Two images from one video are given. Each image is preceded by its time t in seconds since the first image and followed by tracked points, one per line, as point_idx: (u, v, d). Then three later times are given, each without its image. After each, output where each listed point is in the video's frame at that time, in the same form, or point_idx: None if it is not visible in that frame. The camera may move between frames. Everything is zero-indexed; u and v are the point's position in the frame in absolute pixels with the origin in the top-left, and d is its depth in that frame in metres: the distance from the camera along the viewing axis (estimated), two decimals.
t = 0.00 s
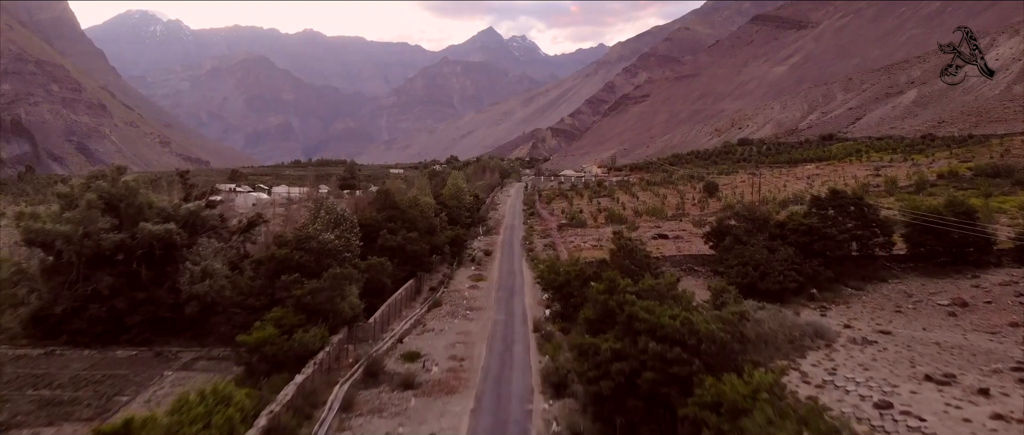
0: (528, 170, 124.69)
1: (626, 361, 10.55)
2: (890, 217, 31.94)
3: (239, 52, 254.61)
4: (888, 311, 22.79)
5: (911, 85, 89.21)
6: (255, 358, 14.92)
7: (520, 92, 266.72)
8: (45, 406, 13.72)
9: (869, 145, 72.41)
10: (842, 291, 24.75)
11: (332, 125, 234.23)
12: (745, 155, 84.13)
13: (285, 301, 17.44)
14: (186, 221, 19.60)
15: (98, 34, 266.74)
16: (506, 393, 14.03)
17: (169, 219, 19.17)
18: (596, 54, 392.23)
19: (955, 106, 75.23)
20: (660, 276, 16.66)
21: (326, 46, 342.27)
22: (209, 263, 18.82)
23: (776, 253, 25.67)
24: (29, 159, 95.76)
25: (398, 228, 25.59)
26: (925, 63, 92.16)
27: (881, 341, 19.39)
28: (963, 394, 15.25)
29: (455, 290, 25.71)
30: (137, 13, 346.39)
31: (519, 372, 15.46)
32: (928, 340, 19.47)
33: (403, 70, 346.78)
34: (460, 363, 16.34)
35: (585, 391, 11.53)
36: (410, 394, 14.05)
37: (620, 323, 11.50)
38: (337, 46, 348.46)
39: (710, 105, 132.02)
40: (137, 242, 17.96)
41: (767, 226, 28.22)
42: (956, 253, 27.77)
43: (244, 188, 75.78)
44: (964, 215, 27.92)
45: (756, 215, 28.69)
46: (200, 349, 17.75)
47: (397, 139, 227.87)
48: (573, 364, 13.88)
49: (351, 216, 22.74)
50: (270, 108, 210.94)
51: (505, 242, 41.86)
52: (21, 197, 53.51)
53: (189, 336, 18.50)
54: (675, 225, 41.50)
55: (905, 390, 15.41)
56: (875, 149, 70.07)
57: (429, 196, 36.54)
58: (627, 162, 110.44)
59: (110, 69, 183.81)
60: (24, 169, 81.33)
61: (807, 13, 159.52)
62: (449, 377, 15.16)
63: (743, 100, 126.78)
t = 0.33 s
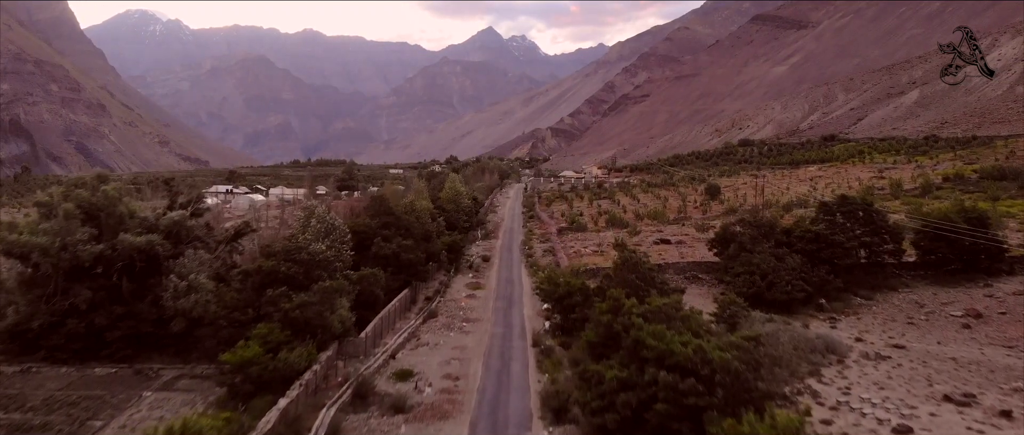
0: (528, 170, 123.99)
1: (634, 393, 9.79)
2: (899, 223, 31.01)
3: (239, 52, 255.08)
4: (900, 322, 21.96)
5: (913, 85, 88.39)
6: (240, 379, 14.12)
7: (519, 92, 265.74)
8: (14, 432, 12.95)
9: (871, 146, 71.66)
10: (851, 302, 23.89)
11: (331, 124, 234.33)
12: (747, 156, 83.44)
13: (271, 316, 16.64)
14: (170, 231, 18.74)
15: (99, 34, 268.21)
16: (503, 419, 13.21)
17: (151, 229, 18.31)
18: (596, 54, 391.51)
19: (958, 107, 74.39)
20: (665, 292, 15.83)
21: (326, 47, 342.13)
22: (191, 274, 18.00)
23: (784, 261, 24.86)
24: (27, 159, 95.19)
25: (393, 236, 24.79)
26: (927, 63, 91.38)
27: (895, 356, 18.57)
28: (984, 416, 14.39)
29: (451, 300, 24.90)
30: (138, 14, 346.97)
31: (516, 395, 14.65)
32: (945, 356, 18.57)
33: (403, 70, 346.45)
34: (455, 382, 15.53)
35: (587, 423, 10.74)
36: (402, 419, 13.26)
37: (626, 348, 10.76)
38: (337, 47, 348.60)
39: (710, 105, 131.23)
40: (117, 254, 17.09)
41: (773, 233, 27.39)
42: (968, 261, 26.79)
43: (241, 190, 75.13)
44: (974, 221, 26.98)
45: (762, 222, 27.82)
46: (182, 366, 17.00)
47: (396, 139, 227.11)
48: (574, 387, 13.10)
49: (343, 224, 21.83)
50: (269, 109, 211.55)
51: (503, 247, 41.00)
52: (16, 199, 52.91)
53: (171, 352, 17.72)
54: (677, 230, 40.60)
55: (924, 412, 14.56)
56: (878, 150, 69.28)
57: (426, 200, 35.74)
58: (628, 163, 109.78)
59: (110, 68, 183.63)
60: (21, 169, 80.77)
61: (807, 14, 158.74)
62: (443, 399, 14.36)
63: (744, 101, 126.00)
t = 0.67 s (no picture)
0: (527, 171, 123.10)
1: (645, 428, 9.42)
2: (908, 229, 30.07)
3: (238, 51, 254.71)
4: (912, 335, 21.12)
5: (915, 85, 87.58)
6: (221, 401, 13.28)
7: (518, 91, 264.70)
8: None
9: (874, 148, 70.84)
10: (861, 313, 23.03)
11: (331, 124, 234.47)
12: (748, 157, 82.66)
13: (256, 332, 15.86)
14: (152, 241, 17.90)
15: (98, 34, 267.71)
16: None
17: (131, 240, 17.49)
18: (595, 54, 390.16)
19: (960, 108, 73.63)
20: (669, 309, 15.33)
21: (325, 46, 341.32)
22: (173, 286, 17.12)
23: (791, 271, 24.08)
24: (23, 159, 94.12)
25: (387, 243, 23.97)
26: (929, 63, 90.53)
27: (910, 373, 17.75)
28: None
29: (448, 310, 24.12)
30: (137, 13, 346.09)
31: (516, 417, 14.00)
32: (962, 371, 17.76)
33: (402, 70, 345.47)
34: (449, 405, 14.74)
35: None
36: None
37: (631, 377, 10.52)
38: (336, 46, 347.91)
39: (711, 105, 130.33)
40: (95, 267, 16.25)
41: (779, 239, 26.51)
42: (981, 269, 25.80)
43: (238, 190, 74.19)
44: (986, 228, 26.07)
45: (769, 229, 26.94)
46: (164, 385, 16.28)
47: (396, 139, 226.31)
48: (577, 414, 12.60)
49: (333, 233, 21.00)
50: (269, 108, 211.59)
51: (502, 251, 40.17)
52: (9, 199, 52.03)
53: (153, 369, 16.93)
54: (679, 234, 39.74)
55: None
56: (881, 151, 68.45)
57: (422, 204, 34.96)
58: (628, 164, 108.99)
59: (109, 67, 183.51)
60: (16, 170, 80.02)
61: (807, 14, 157.89)
62: (438, 422, 13.72)
63: (744, 101, 125.11)
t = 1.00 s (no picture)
0: (527, 171, 122.25)
1: None
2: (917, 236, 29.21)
3: (238, 52, 254.44)
4: (926, 349, 20.32)
5: (917, 86, 86.77)
6: (198, 428, 12.49)
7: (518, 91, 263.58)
8: None
9: (877, 149, 69.95)
10: (872, 325, 22.23)
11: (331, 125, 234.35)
12: (750, 158, 81.96)
13: (239, 351, 15.03)
14: (131, 253, 17.02)
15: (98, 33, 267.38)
16: None
17: (109, 253, 16.65)
18: (595, 54, 389.26)
19: (962, 108, 72.88)
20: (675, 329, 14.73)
21: (325, 46, 340.74)
22: (156, 297, 16.33)
23: (799, 281, 23.28)
24: (20, 159, 93.16)
25: (381, 252, 23.16)
26: (931, 63, 89.64)
27: (926, 391, 16.94)
28: None
29: (443, 321, 23.36)
30: (136, 12, 345.35)
31: None
32: (982, 391, 16.88)
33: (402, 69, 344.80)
34: (443, 429, 13.99)
35: None
36: None
37: (638, 413, 10.08)
38: (336, 47, 347.63)
39: (710, 106, 129.49)
40: (71, 282, 15.33)
41: (787, 247, 25.73)
42: (994, 278, 24.91)
43: (235, 192, 73.26)
44: (999, 235, 25.18)
45: (775, 237, 26.18)
46: (142, 406, 15.64)
47: (396, 139, 225.41)
48: None
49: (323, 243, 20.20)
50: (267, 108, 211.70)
51: (501, 257, 39.36)
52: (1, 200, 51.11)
53: (131, 388, 16.21)
54: (681, 239, 38.91)
55: None
56: (884, 153, 67.66)
57: (419, 209, 34.19)
58: (629, 164, 108.15)
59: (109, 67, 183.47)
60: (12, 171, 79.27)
61: (807, 14, 157.16)
62: None
63: (745, 101, 124.22)
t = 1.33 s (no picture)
0: (527, 171, 121.39)
1: None
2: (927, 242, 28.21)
3: (238, 52, 253.64)
4: (941, 365, 19.39)
5: (918, 86, 85.94)
6: None
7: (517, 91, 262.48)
8: None
9: (880, 150, 69.05)
10: (884, 338, 21.34)
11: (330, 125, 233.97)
12: (751, 159, 81.10)
13: (219, 373, 14.19)
14: (108, 267, 16.02)
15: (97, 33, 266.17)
16: None
17: (85, 268, 15.63)
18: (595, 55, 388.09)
19: (965, 109, 72.04)
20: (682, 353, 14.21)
21: (324, 46, 339.92)
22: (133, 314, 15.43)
23: (808, 292, 22.42)
24: (17, 160, 92.22)
25: (374, 261, 22.29)
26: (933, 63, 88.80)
27: (943, 412, 15.95)
28: None
29: (439, 334, 22.52)
30: (136, 13, 344.24)
31: None
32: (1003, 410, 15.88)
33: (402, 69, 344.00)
34: None
35: None
36: None
37: None
38: (336, 47, 346.91)
39: (710, 106, 128.56)
40: (43, 300, 14.25)
41: (794, 255, 24.86)
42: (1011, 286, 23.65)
43: (232, 194, 72.33)
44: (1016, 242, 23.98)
45: (783, 245, 25.33)
46: (118, 430, 14.67)
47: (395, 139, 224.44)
48: None
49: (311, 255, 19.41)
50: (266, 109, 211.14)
51: (499, 263, 38.48)
52: None
53: (108, 410, 15.18)
54: (684, 244, 38.03)
55: None
56: (887, 154, 66.85)
57: (415, 214, 33.37)
58: (629, 165, 107.33)
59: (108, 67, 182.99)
60: (7, 173, 78.26)
61: (807, 14, 156.46)
62: None
63: (745, 101, 123.33)
